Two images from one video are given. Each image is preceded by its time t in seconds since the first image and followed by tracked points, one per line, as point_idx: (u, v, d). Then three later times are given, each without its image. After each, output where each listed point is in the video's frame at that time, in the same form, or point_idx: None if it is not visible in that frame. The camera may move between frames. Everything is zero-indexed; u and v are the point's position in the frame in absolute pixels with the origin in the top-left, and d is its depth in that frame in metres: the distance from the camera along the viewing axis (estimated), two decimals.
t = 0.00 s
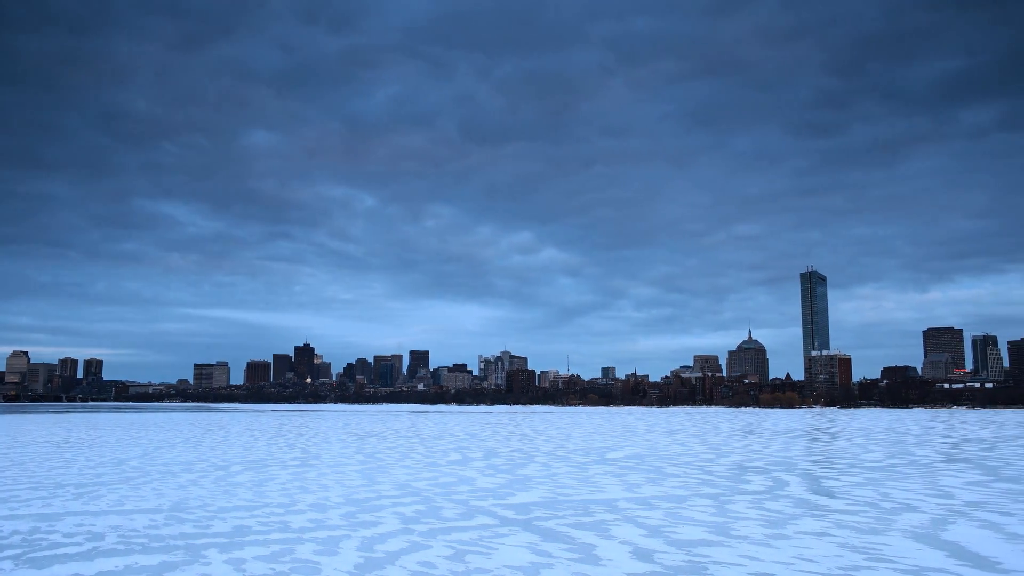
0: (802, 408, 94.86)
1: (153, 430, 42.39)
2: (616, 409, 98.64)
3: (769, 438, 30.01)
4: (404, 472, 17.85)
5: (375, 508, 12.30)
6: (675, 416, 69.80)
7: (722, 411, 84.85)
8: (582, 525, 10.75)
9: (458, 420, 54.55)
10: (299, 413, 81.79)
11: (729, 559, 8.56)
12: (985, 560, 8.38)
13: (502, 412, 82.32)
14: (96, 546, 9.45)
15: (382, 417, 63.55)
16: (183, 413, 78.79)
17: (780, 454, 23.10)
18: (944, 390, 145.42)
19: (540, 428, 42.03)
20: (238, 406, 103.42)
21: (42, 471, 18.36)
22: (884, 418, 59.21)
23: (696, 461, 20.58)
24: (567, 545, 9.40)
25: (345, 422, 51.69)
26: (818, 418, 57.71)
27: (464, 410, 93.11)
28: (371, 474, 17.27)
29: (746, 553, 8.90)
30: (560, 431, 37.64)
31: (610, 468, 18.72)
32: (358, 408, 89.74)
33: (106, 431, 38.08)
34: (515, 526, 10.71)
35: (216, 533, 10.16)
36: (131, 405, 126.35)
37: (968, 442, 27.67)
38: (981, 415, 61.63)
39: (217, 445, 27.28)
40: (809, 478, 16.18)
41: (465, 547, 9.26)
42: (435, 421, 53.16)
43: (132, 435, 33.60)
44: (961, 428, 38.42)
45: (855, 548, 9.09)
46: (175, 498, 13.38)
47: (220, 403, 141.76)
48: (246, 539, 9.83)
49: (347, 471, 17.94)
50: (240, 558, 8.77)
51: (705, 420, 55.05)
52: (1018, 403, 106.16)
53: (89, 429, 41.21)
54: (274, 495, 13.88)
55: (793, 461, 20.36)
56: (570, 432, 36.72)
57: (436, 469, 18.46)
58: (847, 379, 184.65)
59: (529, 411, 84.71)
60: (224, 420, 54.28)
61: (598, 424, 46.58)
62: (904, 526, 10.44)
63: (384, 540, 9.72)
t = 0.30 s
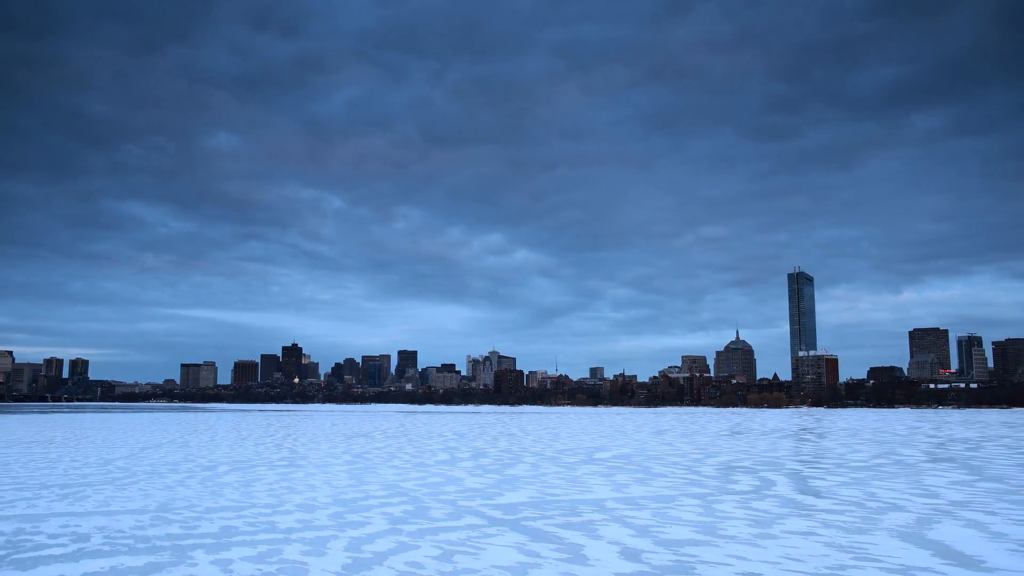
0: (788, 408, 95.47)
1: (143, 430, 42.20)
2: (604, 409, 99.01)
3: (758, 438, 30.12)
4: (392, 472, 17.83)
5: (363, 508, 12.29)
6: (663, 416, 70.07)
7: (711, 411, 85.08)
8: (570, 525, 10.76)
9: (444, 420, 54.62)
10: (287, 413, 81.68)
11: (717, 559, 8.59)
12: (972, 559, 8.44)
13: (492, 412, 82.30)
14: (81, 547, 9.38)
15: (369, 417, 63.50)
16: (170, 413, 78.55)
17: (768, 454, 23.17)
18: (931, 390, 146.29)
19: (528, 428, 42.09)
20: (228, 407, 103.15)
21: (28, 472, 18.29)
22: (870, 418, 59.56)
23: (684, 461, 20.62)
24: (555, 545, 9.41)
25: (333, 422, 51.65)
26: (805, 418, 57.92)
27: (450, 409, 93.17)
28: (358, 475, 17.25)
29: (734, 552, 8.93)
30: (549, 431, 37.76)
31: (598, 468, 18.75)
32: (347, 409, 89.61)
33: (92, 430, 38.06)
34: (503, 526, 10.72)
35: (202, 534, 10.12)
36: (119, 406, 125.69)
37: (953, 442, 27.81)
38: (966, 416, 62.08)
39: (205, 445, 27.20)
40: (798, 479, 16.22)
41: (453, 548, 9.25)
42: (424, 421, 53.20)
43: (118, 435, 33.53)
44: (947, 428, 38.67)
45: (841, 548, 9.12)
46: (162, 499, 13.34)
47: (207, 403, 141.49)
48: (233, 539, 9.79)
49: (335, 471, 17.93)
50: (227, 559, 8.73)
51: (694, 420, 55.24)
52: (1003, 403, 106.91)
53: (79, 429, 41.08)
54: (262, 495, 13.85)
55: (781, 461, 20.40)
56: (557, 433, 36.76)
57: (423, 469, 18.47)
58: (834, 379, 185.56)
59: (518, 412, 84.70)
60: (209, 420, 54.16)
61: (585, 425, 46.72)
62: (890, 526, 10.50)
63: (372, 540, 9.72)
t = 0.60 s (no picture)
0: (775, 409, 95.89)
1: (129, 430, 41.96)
2: (591, 408, 99.19)
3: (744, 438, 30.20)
4: (378, 472, 17.82)
5: (349, 508, 12.27)
6: (648, 415, 70.26)
7: (698, 412, 85.28)
8: (557, 525, 10.78)
9: (430, 420, 54.62)
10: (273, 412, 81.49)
11: (704, 559, 8.62)
12: (955, 557, 8.54)
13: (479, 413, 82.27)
14: (64, 548, 9.30)
15: (356, 417, 63.38)
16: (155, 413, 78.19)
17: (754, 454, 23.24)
18: (915, 391, 147.16)
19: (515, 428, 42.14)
20: (215, 407, 102.74)
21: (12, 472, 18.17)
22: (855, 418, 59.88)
23: (671, 461, 20.65)
24: (542, 545, 9.42)
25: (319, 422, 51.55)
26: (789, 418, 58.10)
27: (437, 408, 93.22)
28: (345, 475, 17.23)
29: (720, 552, 8.96)
30: (536, 431, 37.80)
31: (585, 468, 18.78)
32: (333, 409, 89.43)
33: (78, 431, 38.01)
34: (490, 526, 10.73)
35: (187, 534, 10.09)
36: (105, 406, 125.15)
37: (937, 442, 27.94)
38: (950, 416, 62.54)
39: (190, 445, 27.09)
40: (784, 478, 16.29)
41: (440, 548, 9.26)
42: (411, 421, 53.19)
43: (105, 435, 33.48)
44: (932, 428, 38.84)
45: (827, 546, 9.19)
46: (147, 499, 13.26)
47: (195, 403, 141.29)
48: (218, 540, 9.74)
49: (322, 472, 17.93)
50: (212, 561, 8.67)
51: (681, 420, 55.40)
52: (987, 404, 107.58)
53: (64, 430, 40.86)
54: (248, 495, 13.80)
55: (767, 461, 20.45)
56: (545, 432, 36.83)
57: (410, 469, 18.46)
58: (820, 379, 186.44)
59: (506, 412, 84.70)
60: (195, 420, 53.96)
61: (572, 425, 46.84)
62: (874, 525, 10.56)
63: (359, 540, 9.71)
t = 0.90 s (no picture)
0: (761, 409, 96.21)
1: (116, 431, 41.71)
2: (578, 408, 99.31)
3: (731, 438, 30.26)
4: (365, 472, 17.78)
5: (336, 508, 12.24)
6: (635, 416, 70.36)
7: (684, 412, 85.50)
8: (544, 525, 10.78)
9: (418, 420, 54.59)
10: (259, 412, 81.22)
11: (690, 558, 8.65)
12: (938, 556, 8.60)
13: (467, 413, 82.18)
14: (49, 550, 9.24)
15: (344, 417, 63.21)
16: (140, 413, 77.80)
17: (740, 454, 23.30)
18: (900, 391, 148.01)
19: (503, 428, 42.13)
20: (201, 408, 102.30)
21: None
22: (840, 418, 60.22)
23: (658, 461, 20.68)
24: (529, 545, 9.42)
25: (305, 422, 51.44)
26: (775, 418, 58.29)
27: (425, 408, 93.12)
28: (332, 475, 17.18)
29: (706, 552, 8.99)
30: (524, 431, 37.80)
31: (572, 468, 18.79)
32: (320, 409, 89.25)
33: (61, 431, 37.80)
34: (477, 526, 10.71)
35: (173, 535, 10.05)
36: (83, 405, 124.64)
37: (922, 442, 28.03)
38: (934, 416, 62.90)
39: (176, 445, 26.95)
40: (770, 478, 16.33)
41: (427, 548, 9.25)
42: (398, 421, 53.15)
43: (90, 436, 33.30)
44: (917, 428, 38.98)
45: (812, 546, 9.23)
46: (132, 500, 13.19)
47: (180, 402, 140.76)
48: (203, 541, 9.69)
49: (309, 471, 17.88)
50: (198, 561, 8.63)
51: (667, 420, 55.50)
52: (971, 403, 108.28)
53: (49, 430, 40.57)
54: (234, 496, 13.75)
55: (753, 461, 20.47)
56: (532, 432, 36.83)
57: (397, 469, 18.43)
58: (806, 380, 187.26)
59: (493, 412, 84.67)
60: (180, 420, 53.74)
61: (558, 425, 46.85)
62: (859, 524, 10.62)
63: (346, 541, 9.68)
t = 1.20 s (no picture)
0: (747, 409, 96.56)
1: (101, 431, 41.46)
2: (565, 409, 99.43)
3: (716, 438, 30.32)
4: (351, 472, 17.73)
5: (321, 509, 12.19)
6: (621, 416, 70.45)
7: (670, 412, 85.70)
8: (530, 525, 10.77)
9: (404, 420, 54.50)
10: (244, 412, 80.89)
11: (675, 558, 8.68)
12: (921, 555, 8.66)
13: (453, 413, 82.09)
14: (31, 551, 9.17)
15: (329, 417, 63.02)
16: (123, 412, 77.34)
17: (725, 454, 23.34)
18: (884, 390, 148.91)
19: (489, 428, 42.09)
20: (185, 408, 101.73)
21: None
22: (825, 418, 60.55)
23: (644, 461, 20.70)
24: (515, 545, 9.43)
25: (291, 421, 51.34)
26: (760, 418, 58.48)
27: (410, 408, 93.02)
28: (317, 475, 17.13)
29: (691, 551, 9.01)
30: (509, 431, 37.81)
31: (558, 468, 18.80)
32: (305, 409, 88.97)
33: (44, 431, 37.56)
34: (463, 526, 10.70)
35: (156, 536, 9.99)
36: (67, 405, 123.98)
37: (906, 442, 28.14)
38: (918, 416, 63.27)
39: (161, 446, 26.81)
40: (755, 479, 16.37)
41: (412, 548, 9.24)
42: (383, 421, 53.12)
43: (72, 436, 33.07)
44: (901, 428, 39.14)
45: (796, 545, 9.28)
46: (115, 501, 13.10)
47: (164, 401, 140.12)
48: (187, 542, 9.64)
49: (294, 471, 17.84)
50: (182, 562, 8.59)
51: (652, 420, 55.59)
52: (954, 404, 109.19)
53: (31, 429, 40.24)
54: (219, 496, 13.68)
55: (738, 461, 20.48)
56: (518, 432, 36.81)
57: (382, 469, 18.40)
58: (790, 380, 188.17)
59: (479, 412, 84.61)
60: (165, 420, 53.50)
61: (544, 425, 46.85)
62: (843, 523, 10.69)
63: (331, 542, 9.65)
